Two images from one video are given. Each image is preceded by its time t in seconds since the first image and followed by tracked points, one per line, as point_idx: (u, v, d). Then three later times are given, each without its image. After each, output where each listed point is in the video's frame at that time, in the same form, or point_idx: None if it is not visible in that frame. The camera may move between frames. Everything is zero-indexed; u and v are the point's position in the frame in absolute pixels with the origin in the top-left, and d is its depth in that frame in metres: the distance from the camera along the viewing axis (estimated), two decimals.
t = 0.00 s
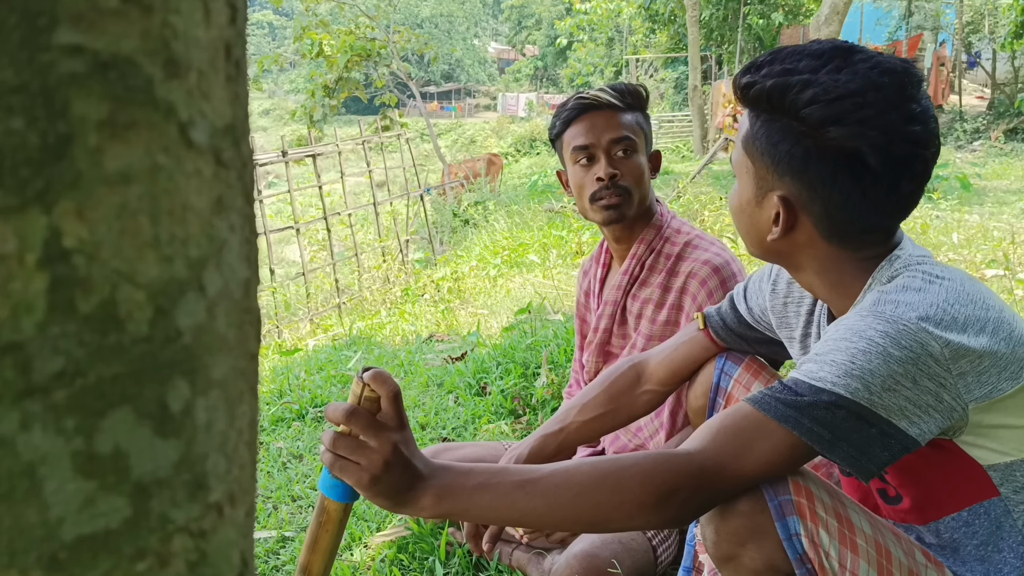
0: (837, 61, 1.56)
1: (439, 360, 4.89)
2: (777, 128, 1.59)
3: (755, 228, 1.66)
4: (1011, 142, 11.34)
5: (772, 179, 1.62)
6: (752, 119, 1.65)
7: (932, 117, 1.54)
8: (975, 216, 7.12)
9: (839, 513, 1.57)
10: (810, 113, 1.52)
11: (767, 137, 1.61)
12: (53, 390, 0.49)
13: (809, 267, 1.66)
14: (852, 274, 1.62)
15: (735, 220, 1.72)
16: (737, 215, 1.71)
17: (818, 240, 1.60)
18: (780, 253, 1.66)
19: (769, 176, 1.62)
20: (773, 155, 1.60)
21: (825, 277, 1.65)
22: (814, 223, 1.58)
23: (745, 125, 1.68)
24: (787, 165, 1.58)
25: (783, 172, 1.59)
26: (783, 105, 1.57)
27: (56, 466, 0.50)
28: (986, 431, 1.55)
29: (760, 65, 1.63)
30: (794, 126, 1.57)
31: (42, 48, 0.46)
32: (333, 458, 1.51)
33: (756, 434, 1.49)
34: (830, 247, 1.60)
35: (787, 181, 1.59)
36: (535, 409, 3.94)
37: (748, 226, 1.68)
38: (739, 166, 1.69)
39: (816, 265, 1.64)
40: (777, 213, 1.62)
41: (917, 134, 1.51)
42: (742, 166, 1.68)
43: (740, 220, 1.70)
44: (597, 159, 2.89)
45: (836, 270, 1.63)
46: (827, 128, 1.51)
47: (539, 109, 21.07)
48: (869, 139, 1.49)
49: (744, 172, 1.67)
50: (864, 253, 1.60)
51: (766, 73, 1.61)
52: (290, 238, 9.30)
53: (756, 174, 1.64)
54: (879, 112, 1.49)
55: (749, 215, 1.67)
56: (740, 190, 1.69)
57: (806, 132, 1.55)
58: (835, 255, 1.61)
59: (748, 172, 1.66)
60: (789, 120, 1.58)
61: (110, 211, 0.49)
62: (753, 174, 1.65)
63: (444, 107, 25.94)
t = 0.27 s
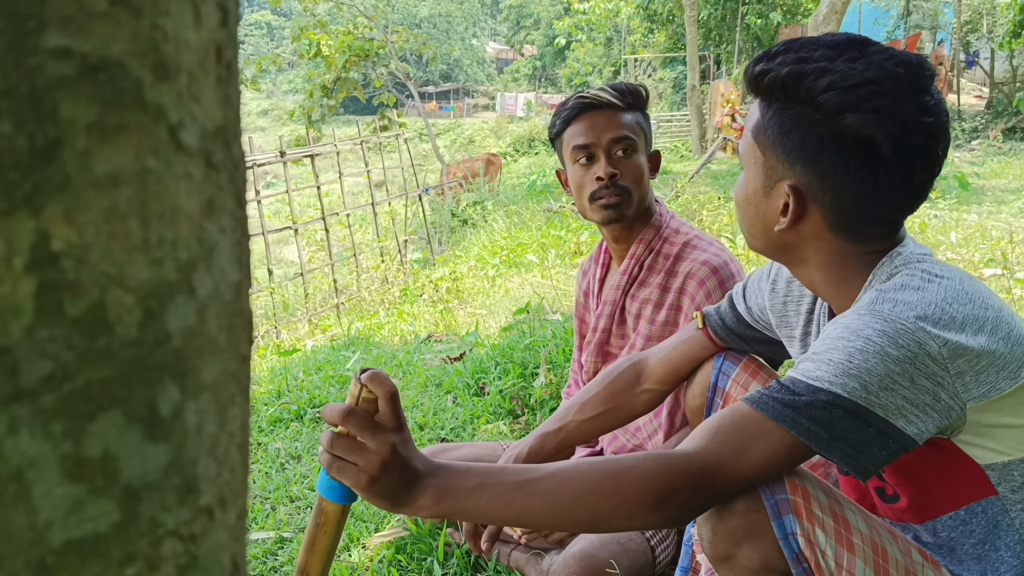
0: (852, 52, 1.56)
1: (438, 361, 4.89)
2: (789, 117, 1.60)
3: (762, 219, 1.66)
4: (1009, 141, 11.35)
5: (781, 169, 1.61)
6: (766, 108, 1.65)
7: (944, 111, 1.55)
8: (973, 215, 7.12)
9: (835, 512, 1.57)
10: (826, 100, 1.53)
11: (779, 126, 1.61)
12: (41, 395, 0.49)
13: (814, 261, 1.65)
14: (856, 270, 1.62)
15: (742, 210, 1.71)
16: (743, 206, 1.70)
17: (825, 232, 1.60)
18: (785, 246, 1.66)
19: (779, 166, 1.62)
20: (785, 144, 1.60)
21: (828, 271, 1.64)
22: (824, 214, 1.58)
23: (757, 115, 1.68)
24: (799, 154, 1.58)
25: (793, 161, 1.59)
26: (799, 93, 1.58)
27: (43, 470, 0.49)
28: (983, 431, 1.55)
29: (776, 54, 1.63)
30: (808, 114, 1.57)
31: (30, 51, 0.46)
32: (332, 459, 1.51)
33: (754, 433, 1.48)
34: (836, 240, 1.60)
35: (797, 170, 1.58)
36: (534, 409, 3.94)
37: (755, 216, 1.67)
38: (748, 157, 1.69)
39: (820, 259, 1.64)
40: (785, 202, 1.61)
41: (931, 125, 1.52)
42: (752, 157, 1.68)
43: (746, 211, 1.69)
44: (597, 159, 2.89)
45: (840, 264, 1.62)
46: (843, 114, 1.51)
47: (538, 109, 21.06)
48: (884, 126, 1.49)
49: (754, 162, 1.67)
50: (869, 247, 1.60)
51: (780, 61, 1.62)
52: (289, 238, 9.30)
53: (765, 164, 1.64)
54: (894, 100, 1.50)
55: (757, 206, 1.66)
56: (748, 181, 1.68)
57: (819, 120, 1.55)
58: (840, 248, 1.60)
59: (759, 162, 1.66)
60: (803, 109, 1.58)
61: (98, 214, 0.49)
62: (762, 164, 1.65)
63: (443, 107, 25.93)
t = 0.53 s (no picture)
0: (841, 44, 1.57)
1: (435, 360, 4.87)
2: (783, 112, 1.59)
3: (760, 218, 1.64)
4: (1007, 141, 11.35)
5: (778, 165, 1.60)
6: (757, 105, 1.65)
7: (937, 98, 1.55)
8: (971, 214, 7.12)
9: (833, 509, 1.56)
10: (820, 90, 1.52)
11: (773, 122, 1.60)
12: None
13: (813, 258, 1.64)
14: (856, 264, 1.60)
15: (739, 212, 1.70)
16: (740, 206, 1.69)
17: (824, 226, 1.58)
18: (784, 244, 1.64)
19: (775, 162, 1.61)
20: (781, 138, 1.59)
21: (826, 268, 1.63)
22: (823, 208, 1.57)
23: (748, 115, 1.68)
24: (795, 147, 1.57)
25: (789, 156, 1.58)
26: (791, 86, 1.57)
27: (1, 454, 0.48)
28: (983, 428, 1.54)
29: (765, 50, 1.63)
30: (802, 107, 1.57)
31: None
32: (323, 456, 1.49)
33: (751, 430, 1.47)
34: (837, 234, 1.58)
35: (795, 164, 1.58)
36: (530, 408, 3.92)
37: (752, 216, 1.66)
38: (742, 157, 1.68)
39: (820, 256, 1.62)
40: (783, 199, 1.60)
41: (926, 111, 1.52)
42: (746, 156, 1.66)
43: (743, 210, 1.68)
44: (595, 155, 2.87)
45: (840, 260, 1.61)
46: (839, 102, 1.51)
47: (536, 109, 21.04)
48: (880, 113, 1.49)
49: (749, 161, 1.66)
50: (869, 241, 1.59)
51: (770, 57, 1.62)
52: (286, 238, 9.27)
53: (760, 161, 1.63)
54: (889, 86, 1.50)
55: (755, 204, 1.65)
56: (744, 181, 1.67)
57: (814, 112, 1.55)
58: (841, 243, 1.59)
59: (754, 160, 1.65)
60: (797, 101, 1.57)
61: (57, 190, 0.48)
62: (758, 162, 1.64)
63: (441, 107, 25.90)
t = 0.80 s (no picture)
0: (831, 38, 1.57)
1: (430, 358, 4.85)
2: (776, 108, 1.57)
3: (756, 217, 1.62)
4: (1005, 142, 11.34)
5: (773, 162, 1.58)
6: (749, 103, 1.63)
7: (929, 90, 1.54)
8: (969, 215, 7.11)
9: (830, 509, 1.54)
10: (814, 83, 1.51)
11: (766, 119, 1.58)
12: None
13: (811, 256, 1.61)
14: (854, 261, 1.58)
15: (733, 212, 1.67)
16: (734, 206, 1.66)
17: (822, 223, 1.56)
18: (780, 243, 1.62)
19: (770, 158, 1.58)
20: (775, 134, 1.57)
21: (824, 266, 1.61)
22: (819, 203, 1.55)
23: (739, 113, 1.65)
24: (790, 143, 1.55)
25: (785, 152, 1.56)
26: (784, 81, 1.56)
27: None
28: (983, 427, 1.51)
29: (754, 47, 1.62)
30: (796, 102, 1.55)
31: None
32: (311, 452, 1.47)
33: (748, 429, 1.45)
34: (834, 230, 1.56)
35: (790, 160, 1.56)
36: (526, 406, 3.91)
37: (747, 215, 1.63)
38: (734, 156, 1.65)
39: (818, 254, 1.60)
40: (779, 196, 1.58)
41: (921, 102, 1.50)
42: (739, 155, 1.64)
43: (737, 210, 1.65)
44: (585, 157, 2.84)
45: (838, 257, 1.59)
46: (835, 94, 1.49)
47: (535, 108, 21.02)
48: (876, 103, 1.48)
49: (742, 160, 1.63)
50: (866, 236, 1.57)
51: (760, 53, 1.60)
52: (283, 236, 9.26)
53: (754, 160, 1.61)
54: (883, 77, 1.49)
55: (749, 204, 1.62)
56: (737, 180, 1.65)
57: (807, 106, 1.53)
58: (839, 240, 1.57)
59: (747, 158, 1.62)
60: (790, 97, 1.55)
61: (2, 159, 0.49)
62: (752, 160, 1.61)
63: (440, 106, 25.87)
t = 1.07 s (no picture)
0: (805, 33, 1.58)
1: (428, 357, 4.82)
2: (757, 107, 1.55)
3: (747, 218, 1.58)
4: (1004, 143, 11.33)
5: (761, 159, 1.55)
6: (731, 105, 1.60)
7: (912, 80, 1.53)
8: (969, 215, 7.08)
9: (831, 508, 1.51)
10: (792, 77, 1.50)
11: (748, 118, 1.56)
12: None
13: (806, 256, 1.58)
14: (850, 257, 1.55)
15: (723, 215, 1.63)
16: (722, 209, 1.63)
17: (816, 220, 1.53)
18: (774, 243, 1.58)
19: (756, 158, 1.56)
20: (759, 133, 1.54)
21: (822, 264, 1.57)
22: (811, 198, 1.51)
23: (721, 117, 1.63)
24: (775, 140, 1.52)
25: (770, 149, 1.54)
26: (760, 78, 1.55)
27: None
28: (985, 425, 1.49)
29: (731, 49, 1.61)
30: (775, 98, 1.53)
31: None
32: (301, 449, 1.45)
33: (746, 426, 1.42)
34: (828, 227, 1.53)
35: (777, 157, 1.53)
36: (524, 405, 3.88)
37: (738, 217, 1.60)
38: (720, 159, 1.62)
39: (814, 253, 1.57)
40: (770, 195, 1.55)
41: (904, 90, 1.49)
42: (724, 159, 1.61)
43: (726, 214, 1.62)
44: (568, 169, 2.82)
45: (834, 253, 1.55)
46: (816, 87, 1.48)
47: (535, 109, 20.99)
48: (858, 94, 1.46)
49: (727, 162, 1.61)
50: (861, 231, 1.54)
51: (738, 54, 1.59)
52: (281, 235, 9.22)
53: (739, 160, 1.58)
54: (862, 66, 1.49)
55: (739, 206, 1.59)
56: (724, 184, 1.61)
57: (788, 100, 1.52)
58: (834, 236, 1.54)
59: (734, 160, 1.59)
60: (771, 94, 1.54)
61: None
62: (738, 161, 1.58)
63: (440, 107, 25.85)
